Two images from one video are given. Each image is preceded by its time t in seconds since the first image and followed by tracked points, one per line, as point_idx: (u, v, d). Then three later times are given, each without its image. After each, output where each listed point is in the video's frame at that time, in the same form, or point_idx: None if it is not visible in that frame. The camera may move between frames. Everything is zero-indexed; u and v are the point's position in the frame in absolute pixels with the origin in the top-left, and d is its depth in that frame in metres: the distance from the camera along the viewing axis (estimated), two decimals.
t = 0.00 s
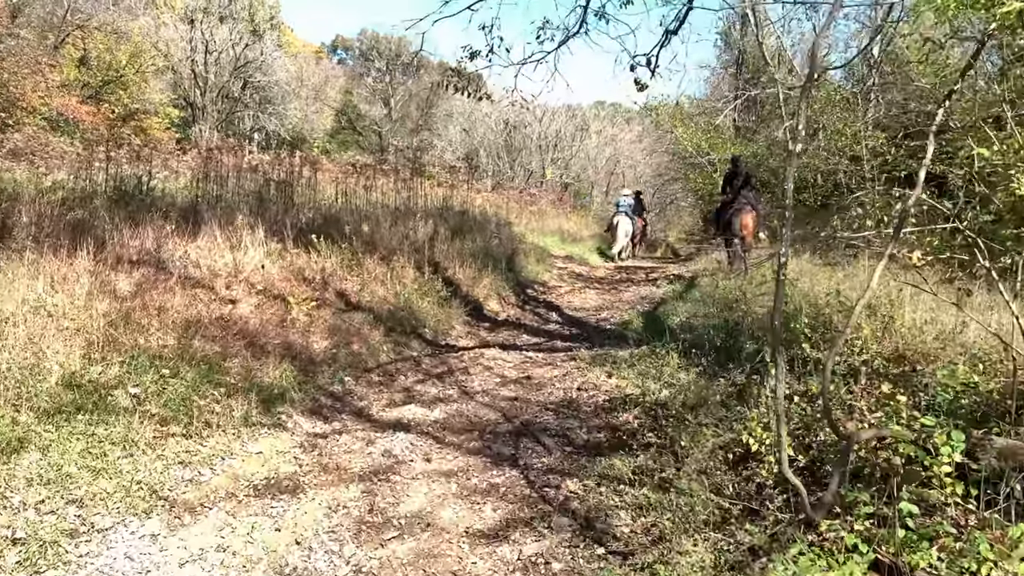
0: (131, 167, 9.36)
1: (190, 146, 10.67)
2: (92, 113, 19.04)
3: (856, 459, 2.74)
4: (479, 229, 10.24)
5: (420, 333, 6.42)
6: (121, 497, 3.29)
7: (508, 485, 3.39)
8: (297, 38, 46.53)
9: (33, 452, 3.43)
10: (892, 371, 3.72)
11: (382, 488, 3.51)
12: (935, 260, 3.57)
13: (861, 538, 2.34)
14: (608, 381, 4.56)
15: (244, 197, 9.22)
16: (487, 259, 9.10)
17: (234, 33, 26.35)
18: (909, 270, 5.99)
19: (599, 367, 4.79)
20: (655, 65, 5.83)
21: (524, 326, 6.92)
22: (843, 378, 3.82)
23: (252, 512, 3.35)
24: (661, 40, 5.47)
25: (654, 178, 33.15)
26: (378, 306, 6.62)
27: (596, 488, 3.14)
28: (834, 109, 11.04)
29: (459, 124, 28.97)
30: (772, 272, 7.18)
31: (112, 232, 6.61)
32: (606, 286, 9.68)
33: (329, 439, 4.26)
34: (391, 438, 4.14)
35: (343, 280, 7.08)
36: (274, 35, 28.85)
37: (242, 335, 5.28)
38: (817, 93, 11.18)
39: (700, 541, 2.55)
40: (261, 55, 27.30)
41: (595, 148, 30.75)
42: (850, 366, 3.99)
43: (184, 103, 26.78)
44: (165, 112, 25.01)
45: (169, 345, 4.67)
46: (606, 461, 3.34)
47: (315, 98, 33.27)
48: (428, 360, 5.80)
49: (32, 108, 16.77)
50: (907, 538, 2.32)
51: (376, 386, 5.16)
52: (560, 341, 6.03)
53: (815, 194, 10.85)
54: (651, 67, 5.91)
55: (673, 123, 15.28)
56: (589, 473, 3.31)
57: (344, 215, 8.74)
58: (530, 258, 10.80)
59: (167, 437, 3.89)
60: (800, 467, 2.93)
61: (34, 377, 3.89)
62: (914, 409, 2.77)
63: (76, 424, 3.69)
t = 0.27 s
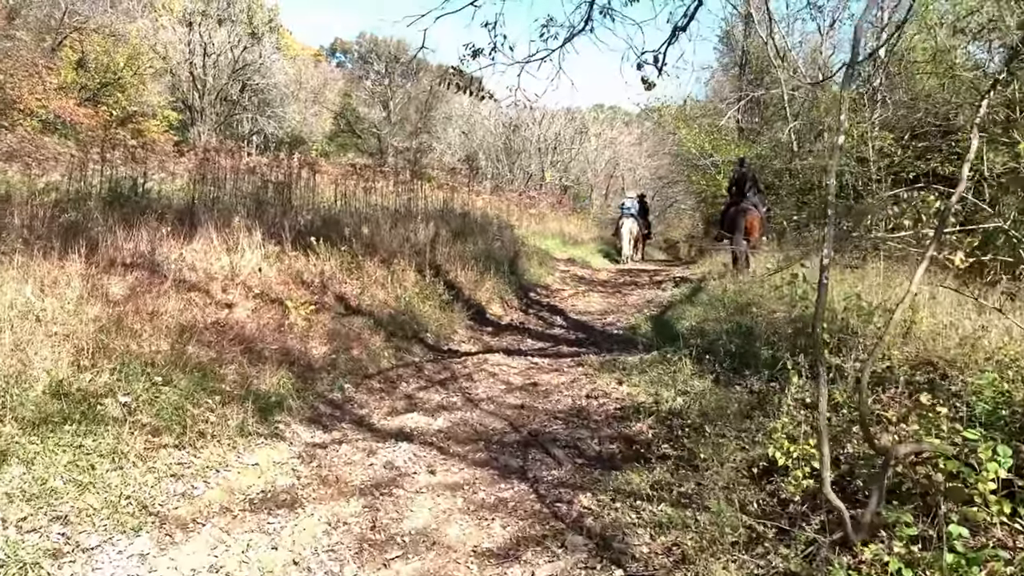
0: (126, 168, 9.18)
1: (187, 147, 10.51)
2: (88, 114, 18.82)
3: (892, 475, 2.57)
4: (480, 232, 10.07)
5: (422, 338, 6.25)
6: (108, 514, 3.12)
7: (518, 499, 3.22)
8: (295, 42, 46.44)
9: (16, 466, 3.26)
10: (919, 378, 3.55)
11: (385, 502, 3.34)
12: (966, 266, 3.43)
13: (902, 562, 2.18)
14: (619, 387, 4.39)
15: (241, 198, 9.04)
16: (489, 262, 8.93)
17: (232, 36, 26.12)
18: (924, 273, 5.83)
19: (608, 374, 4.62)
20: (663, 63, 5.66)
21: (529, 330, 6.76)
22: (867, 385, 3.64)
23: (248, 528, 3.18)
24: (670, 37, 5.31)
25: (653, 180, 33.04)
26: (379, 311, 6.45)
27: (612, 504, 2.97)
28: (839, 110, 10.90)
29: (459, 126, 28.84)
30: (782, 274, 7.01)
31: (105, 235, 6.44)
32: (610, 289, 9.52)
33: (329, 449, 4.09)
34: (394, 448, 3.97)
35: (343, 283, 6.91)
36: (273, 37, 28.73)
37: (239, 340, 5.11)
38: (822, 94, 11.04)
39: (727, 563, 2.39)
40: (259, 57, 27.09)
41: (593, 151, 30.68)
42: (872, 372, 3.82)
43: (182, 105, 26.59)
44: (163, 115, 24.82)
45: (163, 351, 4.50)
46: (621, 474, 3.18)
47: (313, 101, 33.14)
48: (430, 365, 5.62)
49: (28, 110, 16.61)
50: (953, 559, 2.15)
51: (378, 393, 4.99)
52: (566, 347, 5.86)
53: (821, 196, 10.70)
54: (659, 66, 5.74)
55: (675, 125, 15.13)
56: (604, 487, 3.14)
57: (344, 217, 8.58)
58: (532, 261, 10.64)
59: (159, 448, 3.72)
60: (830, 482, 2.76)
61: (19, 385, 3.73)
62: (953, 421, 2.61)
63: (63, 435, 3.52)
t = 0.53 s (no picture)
0: (118, 169, 8.97)
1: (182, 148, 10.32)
2: (82, 116, 18.48)
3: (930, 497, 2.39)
4: (481, 234, 9.88)
5: (422, 344, 6.06)
6: (89, 537, 2.95)
7: (526, 518, 3.04)
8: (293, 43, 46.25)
9: None
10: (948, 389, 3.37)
11: (385, 521, 3.15)
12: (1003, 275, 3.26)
13: None
14: (629, 397, 4.20)
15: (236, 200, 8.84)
16: (490, 265, 8.74)
17: (228, 37, 25.06)
18: (939, 276, 5.67)
19: (617, 382, 4.43)
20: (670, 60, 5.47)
21: (532, 335, 6.57)
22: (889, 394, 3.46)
23: (238, 551, 3.00)
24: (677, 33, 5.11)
25: (652, 182, 32.86)
26: (378, 316, 6.27)
27: (627, 525, 2.80)
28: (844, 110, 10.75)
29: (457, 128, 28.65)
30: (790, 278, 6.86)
31: (95, 238, 6.26)
32: (614, 292, 9.33)
33: (326, 463, 3.91)
34: (394, 462, 3.79)
35: (341, 287, 6.73)
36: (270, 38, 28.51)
37: (232, 348, 4.92)
38: (826, 94, 10.87)
39: None
40: (256, 59, 26.25)
41: (591, 153, 30.54)
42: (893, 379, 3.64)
43: (179, 107, 26.28)
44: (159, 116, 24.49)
45: (152, 359, 4.31)
46: (635, 493, 3.00)
47: (311, 102, 32.94)
48: (431, 372, 5.45)
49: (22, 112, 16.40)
50: None
51: (377, 403, 4.80)
52: (571, 353, 5.67)
53: (826, 198, 10.54)
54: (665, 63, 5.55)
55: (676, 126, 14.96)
56: (617, 506, 2.97)
57: (341, 219, 8.39)
58: (533, 263, 10.46)
59: (146, 464, 3.53)
60: (862, 504, 2.59)
61: None
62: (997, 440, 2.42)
63: (44, 451, 3.34)
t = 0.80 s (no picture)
0: (108, 171, 8.73)
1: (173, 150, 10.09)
2: (74, 117, 18.12)
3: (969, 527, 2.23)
4: (479, 237, 9.70)
5: (419, 352, 5.88)
6: (62, 568, 2.78)
7: (531, 544, 2.86)
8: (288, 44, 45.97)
9: None
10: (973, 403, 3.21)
11: (381, 547, 2.97)
12: None
13: None
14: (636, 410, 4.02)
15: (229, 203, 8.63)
16: (488, 269, 8.56)
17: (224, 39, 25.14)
18: (952, 281, 5.50)
19: (622, 394, 4.24)
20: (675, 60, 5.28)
21: (532, 342, 6.39)
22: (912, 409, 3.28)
23: None
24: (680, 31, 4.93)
25: (650, 183, 32.74)
26: (374, 323, 6.08)
27: (640, 553, 2.62)
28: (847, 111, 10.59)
29: (454, 129, 28.46)
30: (797, 283, 6.69)
31: (81, 242, 6.04)
32: (614, 297, 9.15)
33: (319, 481, 3.72)
34: (390, 480, 3.60)
35: (336, 293, 6.54)
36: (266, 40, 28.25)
37: (222, 358, 4.73)
38: (829, 95, 10.71)
39: None
40: (252, 61, 26.48)
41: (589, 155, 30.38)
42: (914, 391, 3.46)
43: (175, 109, 25.96)
44: (154, 118, 24.16)
45: (137, 371, 4.12)
46: (647, 517, 2.82)
47: (306, 104, 32.70)
48: (429, 382, 5.26)
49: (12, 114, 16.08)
50: None
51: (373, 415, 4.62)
52: (573, 362, 5.48)
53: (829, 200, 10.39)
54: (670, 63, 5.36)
55: (676, 127, 14.78)
56: (628, 531, 2.79)
57: (336, 223, 8.19)
58: (532, 267, 10.28)
59: (128, 485, 3.34)
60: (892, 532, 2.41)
61: None
62: None
63: (18, 473, 3.14)
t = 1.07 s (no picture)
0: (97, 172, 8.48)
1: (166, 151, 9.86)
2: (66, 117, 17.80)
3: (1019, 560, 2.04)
4: (478, 239, 9.49)
5: (417, 358, 5.69)
6: None
7: (540, 571, 2.67)
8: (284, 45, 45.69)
9: None
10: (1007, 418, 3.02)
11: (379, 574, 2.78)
12: None
13: None
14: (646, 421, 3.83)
15: (222, 205, 8.40)
16: (488, 272, 8.36)
17: (220, 39, 24.97)
18: (969, 286, 5.34)
19: (630, 405, 4.04)
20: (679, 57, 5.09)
21: (533, 348, 6.20)
22: (940, 423, 3.09)
23: None
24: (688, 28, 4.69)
25: (647, 184, 32.59)
26: (370, 329, 5.88)
27: None
28: (850, 111, 10.44)
29: (451, 130, 28.25)
30: (805, 286, 6.51)
31: (66, 246, 5.83)
32: (616, 300, 8.97)
33: (312, 498, 3.52)
34: (388, 498, 3.40)
35: (331, 298, 6.34)
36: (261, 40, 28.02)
37: (211, 367, 4.53)
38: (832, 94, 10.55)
39: None
40: (247, 61, 26.20)
41: (586, 156, 30.21)
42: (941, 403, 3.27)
43: (169, 109, 25.61)
44: (149, 119, 23.81)
45: (121, 382, 3.91)
46: (663, 543, 2.63)
47: (302, 104, 32.46)
48: (427, 391, 5.06)
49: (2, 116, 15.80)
50: None
51: (369, 427, 4.42)
52: (576, 369, 5.28)
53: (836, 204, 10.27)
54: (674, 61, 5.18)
55: (676, 128, 14.60)
56: (642, 558, 2.60)
57: (332, 225, 7.98)
58: (532, 269, 10.08)
59: (107, 506, 3.13)
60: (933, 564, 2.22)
61: None
62: None
63: None
